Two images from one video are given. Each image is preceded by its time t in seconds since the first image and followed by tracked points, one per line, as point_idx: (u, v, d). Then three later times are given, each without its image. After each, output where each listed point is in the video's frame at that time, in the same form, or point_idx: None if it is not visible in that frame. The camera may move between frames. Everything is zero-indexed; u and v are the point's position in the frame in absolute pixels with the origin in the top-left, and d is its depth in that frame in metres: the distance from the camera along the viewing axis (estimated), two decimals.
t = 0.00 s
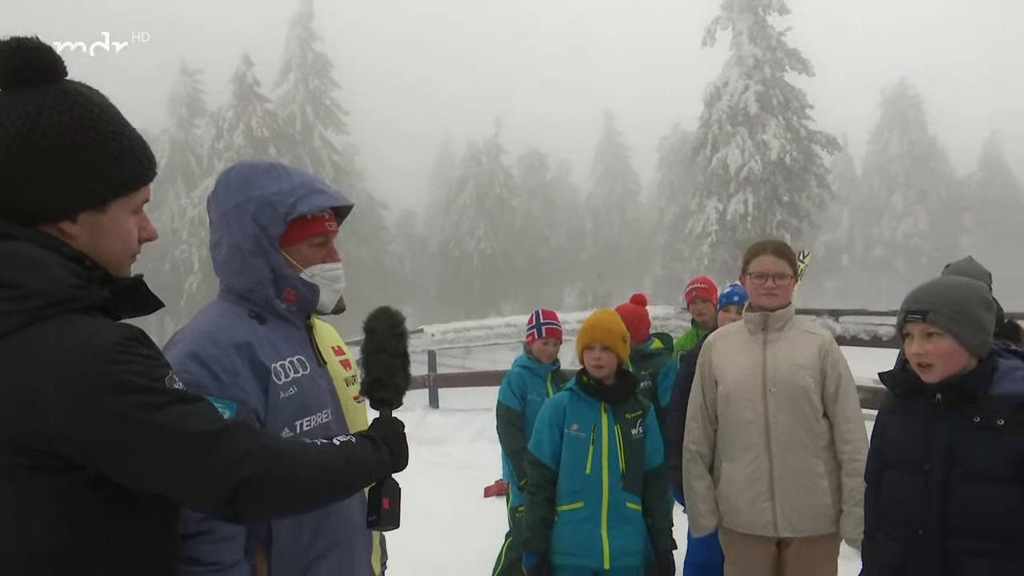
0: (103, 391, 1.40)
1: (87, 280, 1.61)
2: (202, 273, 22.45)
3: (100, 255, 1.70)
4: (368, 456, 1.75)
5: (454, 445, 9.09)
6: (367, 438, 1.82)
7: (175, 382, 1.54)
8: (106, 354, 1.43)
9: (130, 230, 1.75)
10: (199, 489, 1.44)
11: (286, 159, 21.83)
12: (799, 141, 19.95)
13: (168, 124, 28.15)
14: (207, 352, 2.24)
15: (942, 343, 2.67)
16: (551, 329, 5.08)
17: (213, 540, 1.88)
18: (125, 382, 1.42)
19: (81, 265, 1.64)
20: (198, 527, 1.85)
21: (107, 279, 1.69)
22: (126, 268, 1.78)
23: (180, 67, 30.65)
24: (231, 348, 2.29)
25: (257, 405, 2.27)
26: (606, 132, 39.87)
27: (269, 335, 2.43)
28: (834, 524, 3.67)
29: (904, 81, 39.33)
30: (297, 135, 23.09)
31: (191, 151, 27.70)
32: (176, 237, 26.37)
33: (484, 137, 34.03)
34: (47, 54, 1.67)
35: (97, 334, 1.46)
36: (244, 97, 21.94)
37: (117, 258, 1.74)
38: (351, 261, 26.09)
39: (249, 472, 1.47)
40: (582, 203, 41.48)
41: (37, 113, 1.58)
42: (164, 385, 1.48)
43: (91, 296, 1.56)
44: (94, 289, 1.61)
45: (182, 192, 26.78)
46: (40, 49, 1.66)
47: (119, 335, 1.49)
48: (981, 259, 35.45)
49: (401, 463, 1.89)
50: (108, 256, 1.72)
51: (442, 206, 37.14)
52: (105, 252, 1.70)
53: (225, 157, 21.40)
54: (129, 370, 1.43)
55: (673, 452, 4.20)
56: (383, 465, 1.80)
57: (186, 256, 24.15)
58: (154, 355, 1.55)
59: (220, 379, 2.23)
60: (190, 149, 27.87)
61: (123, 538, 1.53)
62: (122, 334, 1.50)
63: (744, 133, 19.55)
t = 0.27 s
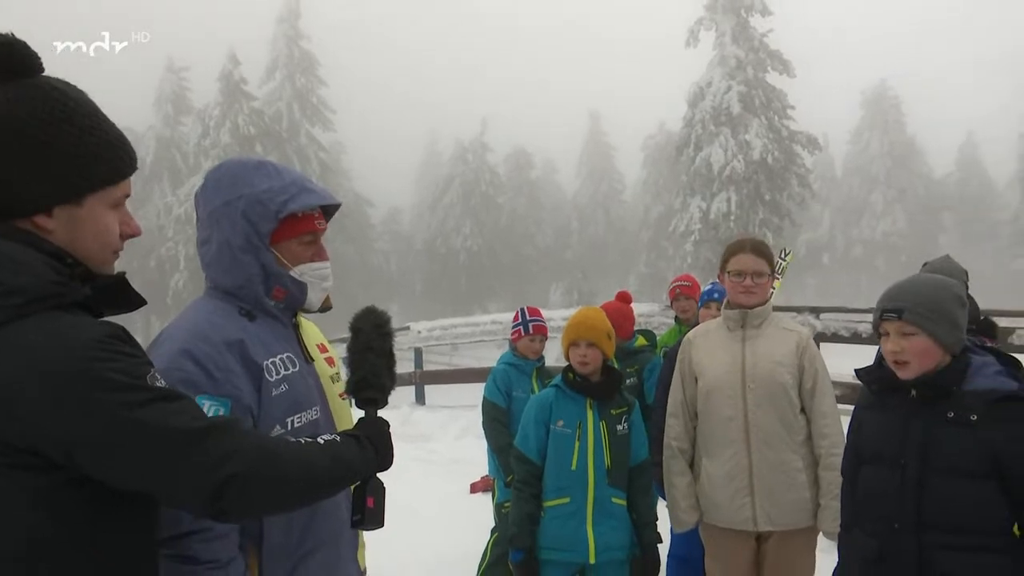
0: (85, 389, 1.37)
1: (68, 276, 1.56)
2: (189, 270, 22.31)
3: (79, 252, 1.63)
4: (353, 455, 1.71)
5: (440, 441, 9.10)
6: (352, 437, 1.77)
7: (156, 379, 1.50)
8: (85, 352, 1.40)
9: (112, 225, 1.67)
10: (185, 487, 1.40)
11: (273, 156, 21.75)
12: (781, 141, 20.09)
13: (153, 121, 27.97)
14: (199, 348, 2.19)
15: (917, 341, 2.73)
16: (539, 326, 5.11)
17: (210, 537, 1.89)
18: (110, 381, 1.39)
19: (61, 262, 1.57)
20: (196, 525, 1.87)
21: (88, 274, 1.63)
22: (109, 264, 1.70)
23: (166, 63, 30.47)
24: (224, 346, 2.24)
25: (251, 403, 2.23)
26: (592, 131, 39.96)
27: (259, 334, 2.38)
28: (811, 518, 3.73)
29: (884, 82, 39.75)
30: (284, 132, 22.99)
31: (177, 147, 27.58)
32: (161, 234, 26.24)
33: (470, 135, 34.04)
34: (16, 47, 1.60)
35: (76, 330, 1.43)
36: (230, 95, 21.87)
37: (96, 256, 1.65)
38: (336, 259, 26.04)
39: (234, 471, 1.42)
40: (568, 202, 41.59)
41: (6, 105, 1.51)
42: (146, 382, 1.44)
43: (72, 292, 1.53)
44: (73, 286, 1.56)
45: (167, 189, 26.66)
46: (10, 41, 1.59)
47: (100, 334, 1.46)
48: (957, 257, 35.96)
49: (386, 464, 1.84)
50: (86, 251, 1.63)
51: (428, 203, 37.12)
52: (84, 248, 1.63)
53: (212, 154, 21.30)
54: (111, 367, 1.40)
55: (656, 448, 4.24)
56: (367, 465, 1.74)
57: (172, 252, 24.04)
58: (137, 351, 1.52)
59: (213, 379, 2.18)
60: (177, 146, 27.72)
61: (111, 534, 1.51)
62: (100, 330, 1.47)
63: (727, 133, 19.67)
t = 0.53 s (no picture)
0: (61, 384, 1.35)
1: (42, 271, 1.54)
2: (169, 266, 22.13)
3: (54, 245, 1.59)
4: (335, 452, 1.70)
5: (423, 437, 9.09)
6: (334, 435, 1.76)
7: (134, 375, 1.48)
8: (61, 347, 1.38)
9: (86, 218, 1.64)
10: (162, 482, 1.39)
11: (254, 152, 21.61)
12: (761, 138, 20.18)
13: (132, 115, 27.69)
14: (183, 343, 2.09)
15: (890, 339, 2.75)
16: (523, 322, 5.10)
17: (193, 534, 1.88)
18: (86, 377, 1.37)
19: (36, 257, 1.55)
20: (178, 522, 1.86)
21: (65, 268, 1.61)
22: (84, 261, 1.66)
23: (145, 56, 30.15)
24: (209, 342, 2.15)
25: (235, 400, 2.14)
26: (575, 127, 40.00)
27: (244, 332, 2.26)
28: (790, 511, 3.77)
29: (863, 79, 40.09)
30: (266, 127, 22.83)
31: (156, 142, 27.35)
32: (141, 230, 26.02)
33: (453, 131, 33.93)
34: None
35: (50, 326, 1.41)
36: (210, 89, 21.68)
37: (72, 251, 1.62)
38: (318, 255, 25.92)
39: (214, 467, 1.41)
40: (551, 197, 41.62)
41: None
42: (123, 378, 1.43)
43: (47, 288, 1.51)
44: (48, 281, 1.53)
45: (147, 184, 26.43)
46: None
47: (75, 330, 1.44)
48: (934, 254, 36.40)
49: (368, 461, 1.83)
50: (60, 246, 1.60)
51: (411, 198, 37.03)
52: (59, 241, 1.59)
53: (192, 149, 21.12)
54: (87, 364, 1.38)
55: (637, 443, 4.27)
56: (350, 462, 1.74)
57: (151, 248, 23.85)
58: (114, 347, 1.51)
59: (200, 375, 2.08)
60: (156, 141, 27.46)
61: (90, 530, 1.50)
62: (76, 326, 1.45)
63: (709, 131, 19.74)
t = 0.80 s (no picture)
0: (35, 381, 1.33)
1: (17, 266, 1.52)
2: (146, 262, 21.88)
3: (28, 240, 1.57)
4: (315, 450, 1.68)
5: (403, 434, 9.07)
6: (314, 431, 1.75)
7: (109, 371, 1.46)
8: (34, 342, 1.37)
9: (61, 213, 1.62)
10: (138, 482, 1.37)
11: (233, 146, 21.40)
12: (741, 135, 20.31)
13: (108, 108, 27.32)
14: (165, 336, 2.02)
15: (862, 335, 2.78)
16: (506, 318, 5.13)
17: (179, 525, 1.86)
18: (60, 374, 1.35)
19: (9, 252, 1.52)
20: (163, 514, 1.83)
21: (37, 264, 1.59)
22: (58, 256, 1.64)
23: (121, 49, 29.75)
24: (191, 337, 2.08)
25: (218, 396, 2.07)
26: (556, 123, 40.04)
27: (226, 327, 2.21)
28: (769, 504, 3.82)
29: (841, 78, 40.50)
30: (245, 122, 22.63)
31: (133, 135, 27.00)
32: (118, 225, 25.70)
33: (434, 127, 33.83)
34: None
35: (25, 322, 1.39)
36: (188, 83, 21.43)
37: (47, 247, 1.61)
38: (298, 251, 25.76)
39: (192, 464, 1.40)
40: (532, 193, 41.66)
41: None
42: (98, 375, 1.41)
43: (22, 284, 1.49)
44: (22, 278, 1.51)
45: (124, 179, 26.09)
46: None
47: (49, 326, 1.42)
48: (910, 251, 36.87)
49: (348, 458, 1.82)
50: (34, 242, 1.58)
51: (392, 194, 36.90)
52: (33, 237, 1.57)
53: (169, 143, 20.86)
54: (61, 360, 1.37)
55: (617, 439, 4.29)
56: (330, 459, 1.73)
57: (128, 244, 23.57)
58: (89, 343, 1.49)
59: (182, 370, 2.01)
60: (133, 135, 27.12)
61: (65, 531, 1.48)
62: (49, 322, 1.43)
63: (689, 128, 19.84)
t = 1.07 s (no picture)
0: (14, 380, 1.32)
1: None
2: (126, 258, 21.66)
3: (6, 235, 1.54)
4: (297, 447, 1.68)
5: (387, 431, 9.03)
6: (296, 428, 1.75)
7: (89, 370, 1.45)
8: (13, 339, 1.36)
9: (39, 209, 1.59)
10: (118, 482, 1.36)
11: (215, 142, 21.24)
12: (725, 133, 20.40)
13: (88, 103, 27.02)
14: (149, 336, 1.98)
15: (841, 333, 2.80)
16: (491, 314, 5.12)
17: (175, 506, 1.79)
18: (38, 372, 1.34)
19: None
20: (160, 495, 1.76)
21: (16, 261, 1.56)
22: (37, 253, 1.62)
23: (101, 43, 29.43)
24: (177, 336, 2.05)
25: (203, 395, 2.05)
26: (540, 121, 40.06)
27: (210, 326, 2.19)
28: (752, 501, 3.84)
29: (823, 76, 40.81)
30: (227, 117, 22.46)
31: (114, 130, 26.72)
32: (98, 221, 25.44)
33: (419, 123, 33.74)
34: None
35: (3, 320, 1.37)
36: (170, 78, 21.24)
37: (25, 242, 1.57)
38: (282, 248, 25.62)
39: (173, 461, 1.39)
40: (517, 191, 41.66)
41: None
42: (78, 372, 1.40)
43: None
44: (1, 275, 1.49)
45: (104, 174, 25.81)
46: None
47: (28, 323, 1.41)
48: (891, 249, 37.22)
49: (330, 457, 1.81)
50: (12, 237, 1.55)
51: (376, 191, 36.79)
52: (11, 232, 1.55)
53: (151, 138, 20.65)
54: (41, 358, 1.36)
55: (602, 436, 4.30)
56: (312, 457, 1.72)
57: (109, 240, 23.33)
58: (68, 342, 1.47)
59: (169, 370, 1.98)
60: (113, 130, 26.84)
61: (53, 535, 1.49)
62: (28, 320, 1.41)
63: (673, 125, 19.91)
